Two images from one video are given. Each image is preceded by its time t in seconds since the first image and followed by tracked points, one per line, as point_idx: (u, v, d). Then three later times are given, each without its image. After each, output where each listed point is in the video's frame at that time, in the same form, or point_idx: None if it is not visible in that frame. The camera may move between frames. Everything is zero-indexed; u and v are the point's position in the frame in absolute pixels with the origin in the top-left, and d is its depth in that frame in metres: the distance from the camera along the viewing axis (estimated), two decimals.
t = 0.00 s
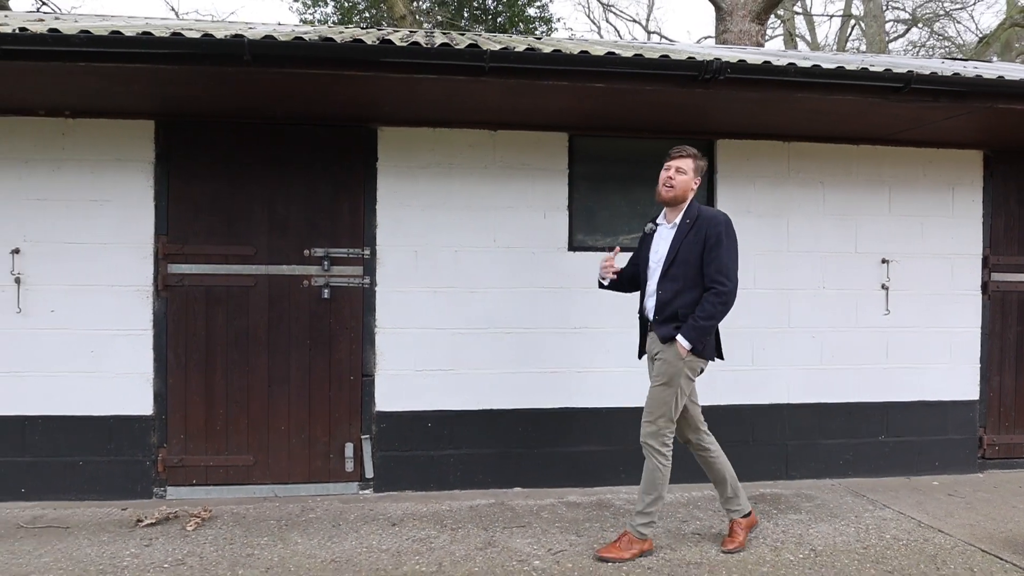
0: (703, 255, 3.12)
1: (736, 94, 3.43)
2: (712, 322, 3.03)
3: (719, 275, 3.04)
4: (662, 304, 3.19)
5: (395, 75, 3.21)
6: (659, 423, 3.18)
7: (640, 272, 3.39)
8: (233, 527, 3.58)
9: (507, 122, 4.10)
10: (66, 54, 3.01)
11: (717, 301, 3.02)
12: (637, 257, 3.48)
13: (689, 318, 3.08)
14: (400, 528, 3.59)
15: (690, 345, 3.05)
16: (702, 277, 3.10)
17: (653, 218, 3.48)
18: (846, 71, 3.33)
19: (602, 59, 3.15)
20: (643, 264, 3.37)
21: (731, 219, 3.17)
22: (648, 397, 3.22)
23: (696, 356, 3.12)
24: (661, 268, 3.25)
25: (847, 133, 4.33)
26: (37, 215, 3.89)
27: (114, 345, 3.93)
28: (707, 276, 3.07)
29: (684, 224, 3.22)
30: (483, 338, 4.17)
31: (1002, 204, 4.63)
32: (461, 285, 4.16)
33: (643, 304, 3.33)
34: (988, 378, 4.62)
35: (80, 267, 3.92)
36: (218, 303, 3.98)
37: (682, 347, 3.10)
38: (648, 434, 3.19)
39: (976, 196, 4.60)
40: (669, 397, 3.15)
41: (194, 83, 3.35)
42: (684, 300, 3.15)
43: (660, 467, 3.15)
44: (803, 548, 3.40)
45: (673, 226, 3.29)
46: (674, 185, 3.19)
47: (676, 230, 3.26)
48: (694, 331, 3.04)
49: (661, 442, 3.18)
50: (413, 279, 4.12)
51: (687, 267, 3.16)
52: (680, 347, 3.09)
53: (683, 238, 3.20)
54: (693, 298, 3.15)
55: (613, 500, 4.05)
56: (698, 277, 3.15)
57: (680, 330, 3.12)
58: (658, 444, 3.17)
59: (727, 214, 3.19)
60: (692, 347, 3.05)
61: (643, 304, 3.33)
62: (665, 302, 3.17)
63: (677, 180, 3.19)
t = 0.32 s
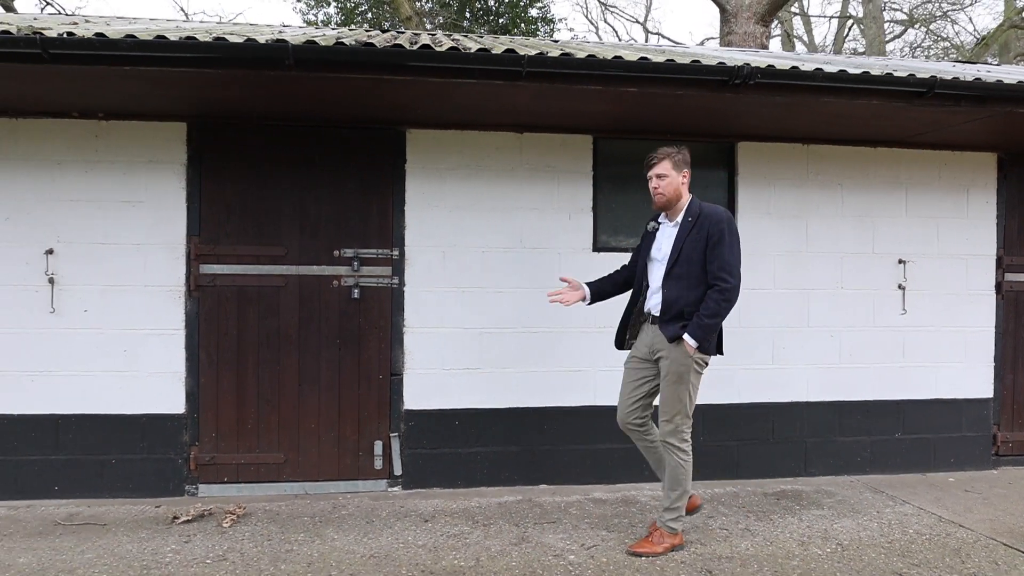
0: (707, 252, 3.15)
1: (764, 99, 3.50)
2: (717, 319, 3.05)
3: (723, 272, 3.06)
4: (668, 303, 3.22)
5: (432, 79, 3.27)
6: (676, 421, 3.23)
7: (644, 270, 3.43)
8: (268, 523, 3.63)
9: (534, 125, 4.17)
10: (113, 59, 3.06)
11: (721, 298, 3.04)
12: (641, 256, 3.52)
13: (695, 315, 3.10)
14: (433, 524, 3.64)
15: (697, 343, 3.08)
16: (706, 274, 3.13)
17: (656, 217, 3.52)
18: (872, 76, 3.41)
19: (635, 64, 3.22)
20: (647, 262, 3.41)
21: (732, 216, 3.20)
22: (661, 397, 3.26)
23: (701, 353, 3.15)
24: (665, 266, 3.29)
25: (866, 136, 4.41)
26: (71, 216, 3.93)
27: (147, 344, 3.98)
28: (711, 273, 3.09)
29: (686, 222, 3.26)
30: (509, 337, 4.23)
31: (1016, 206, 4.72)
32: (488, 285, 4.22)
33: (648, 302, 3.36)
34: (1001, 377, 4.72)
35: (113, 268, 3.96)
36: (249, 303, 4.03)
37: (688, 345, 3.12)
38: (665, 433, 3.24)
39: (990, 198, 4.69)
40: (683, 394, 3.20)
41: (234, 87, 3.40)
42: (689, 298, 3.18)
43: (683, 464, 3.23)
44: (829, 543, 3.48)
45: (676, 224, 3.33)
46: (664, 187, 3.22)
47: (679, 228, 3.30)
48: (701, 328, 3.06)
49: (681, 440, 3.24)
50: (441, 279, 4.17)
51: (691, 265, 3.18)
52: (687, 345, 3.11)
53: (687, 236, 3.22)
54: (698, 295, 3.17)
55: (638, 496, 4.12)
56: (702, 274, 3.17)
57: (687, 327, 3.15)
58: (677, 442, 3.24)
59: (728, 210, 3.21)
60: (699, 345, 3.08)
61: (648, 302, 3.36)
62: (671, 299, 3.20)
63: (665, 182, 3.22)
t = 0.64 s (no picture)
0: (710, 255, 3.20)
1: (791, 104, 3.57)
2: (732, 319, 3.11)
3: (729, 273, 3.11)
4: (679, 308, 3.26)
5: (468, 85, 3.33)
6: (705, 421, 3.29)
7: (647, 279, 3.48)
8: (302, 522, 3.68)
9: (560, 129, 4.23)
10: (156, 64, 3.11)
11: (731, 298, 3.09)
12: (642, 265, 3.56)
13: (707, 318, 3.16)
14: (465, 523, 3.69)
15: (713, 345, 3.13)
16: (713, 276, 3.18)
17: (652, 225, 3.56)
18: (898, 82, 3.47)
19: (668, 71, 3.28)
20: (649, 270, 3.45)
21: (729, 215, 3.26)
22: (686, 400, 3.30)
23: (717, 354, 3.20)
24: (670, 273, 3.34)
25: (885, 140, 4.49)
26: (104, 218, 3.99)
27: (178, 346, 4.03)
28: (718, 275, 3.14)
29: (686, 227, 3.31)
30: (535, 338, 4.29)
31: None
32: (515, 286, 4.27)
33: (656, 311, 3.40)
34: (1016, 377, 4.79)
35: (146, 270, 4.01)
36: (279, 305, 4.07)
37: (703, 348, 3.18)
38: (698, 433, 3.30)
39: (1005, 200, 4.77)
40: (707, 395, 3.26)
41: (271, 91, 3.45)
42: (698, 302, 3.22)
43: (717, 460, 3.29)
44: (855, 540, 3.55)
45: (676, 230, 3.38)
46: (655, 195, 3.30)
47: (679, 234, 3.35)
48: (716, 330, 3.11)
49: (712, 437, 3.30)
50: (467, 281, 4.22)
51: (697, 269, 3.24)
52: (703, 349, 3.17)
53: (688, 242, 3.29)
54: (708, 297, 3.21)
55: (663, 495, 4.18)
56: (709, 277, 3.22)
57: (701, 332, 3.19)
58: (710, 440, 3.30)
59: (725, 210, 3.27)
60: (716, 347, 3.13)
61: (655, 310, 3.40)
62: (680, 305, 3.25)
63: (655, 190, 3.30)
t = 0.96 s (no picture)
0: (699, 256, 3.25)
1: (824, 108, 3.64)
2: (725, 316, 3.17)
3: (719, 272, 3.18)
4: (673, 310, 3.28)
5: (509, 89, 3.39)
6: (711, 423, 3.32)
7: (635, 283, 3.48)
8: (341, 520, 3.73)
9: (591, 132, 4.30)
10: (206, 69, 3.16)
11: (721, 296, 3.16)
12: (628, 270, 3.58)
13: (701, 318, 3.21)
14: (502, 520, 3.75)
15: (711, 344, 3.19)
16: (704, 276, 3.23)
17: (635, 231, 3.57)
18: (929, 87, 3.54)
19: (706, 76, 3.35)
20: (638, 275, 3.47)
21: (713, 215, 3.33)
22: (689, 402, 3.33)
23: (713, 352, 3.26)
24: (659, 275, 3.37)
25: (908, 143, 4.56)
26: (142, 220, 4.04)
27: (215, 346, 4.08)
28: (709, 275, 3.20)
29: (672, 229, 3.34)
30: (566, 338, 4.35)
31: None
32: (546, 287, 4.33)
33: (650, 314, 3.41)
34: None
35: (183, 271, 4.07)
36: (314, 305, 4.13)
37: (703, 349, 3.22)
38: (706, 436, 3.32)
39: None
40: (709, 395, 3.30)
41: (314, 96, 3.51)
42: (690, 302, 3.27)
43: (729, 459, 3.33)
44: (886, 536, 3.62)
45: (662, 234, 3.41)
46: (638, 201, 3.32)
47: (665, 237, 3.38)
48: (712, 329, 3.17)
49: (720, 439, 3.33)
50: (499, 281, 4.28)
51: (686, 269, 3.28)
52: (702, 348, 3.21)
53: (675, 243, 3.32)
54: (698, 297, 3.27)
55: (692, 492, 4.25)
56: (698, 278, 3.26)
57: (697, 332, 3.23)
58: (717, 441, 3.33)
59: (708, 210, 3.35)
60: (713, 346, 3.19)
61: (649, 314, 3.42)
62: (673, 307, 3.28)
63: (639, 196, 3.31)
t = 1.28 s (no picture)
0: (695, 255, 3.28)
1: (853, 113, 3.71)
2: (715, 315, 3.18)
3: (711, 270, 3.20)
4: (666, 308, 3.32)
5: (547, 95, 3.46)
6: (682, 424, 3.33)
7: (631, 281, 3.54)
8: (379, 518, 3.79)
9: (620, 137, 4.37)
10: (253, 76, 3.23)
11: (713, 295, 3.17)
12: (627, 269, 3.62)
13: (692, 315, 3.24)
14: (537, 518, 3.82)
15: (699, 342, 3.21)
16: (698, 276, 3.25)
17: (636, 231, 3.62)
18: (957, 94, 3.62)
19: (741, 83, 3.42)
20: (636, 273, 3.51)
21: (713, 217, 3.36)
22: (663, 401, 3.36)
23: (703, 352, 3.29)
24: (655, 273, 3.40)
25: (930, 147, 4.63)
26: (180, 223, 4.10)
27: (251, 347, 4.14)
28: (703, 274, 3.22)
29: (671, 229, 3.38)
30: (595, 338, 4.42)
31: None
32: (575, 289, 4.40)
33: (643, 310, 3.46)
34: None
35: (219, 274, 4.13)
36: (348, 307, 4.19)
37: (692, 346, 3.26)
38: (675, 436, 3.33)
39: None
40: (688, 395, 3.33)
41: (354, 102, 3.57)
42: (683, 300, 3.30)
43: (705, 455, 3.36)
44: (914, 533, 3.70)
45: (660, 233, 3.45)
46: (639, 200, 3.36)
47: (664, 236, 3.42)
48: (702, 327, 3.19)
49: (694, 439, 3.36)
50: (529, 283, 4.35)
51: (681, 268, 3.31)
52: (691, 346, 3.25)
53: (673, 242, 3.36)
54: (692, 295, 3.30)
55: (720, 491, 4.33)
56: (693, 277, 3.30)
57: (687, 329, 3.26)
58: (687, 441, 3.35)
59: (708, 212, 3.38)
60: (702, 344, 3.21)
61: (643, 310, 3.46)
62: (666, 304, 3.32)
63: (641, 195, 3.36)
